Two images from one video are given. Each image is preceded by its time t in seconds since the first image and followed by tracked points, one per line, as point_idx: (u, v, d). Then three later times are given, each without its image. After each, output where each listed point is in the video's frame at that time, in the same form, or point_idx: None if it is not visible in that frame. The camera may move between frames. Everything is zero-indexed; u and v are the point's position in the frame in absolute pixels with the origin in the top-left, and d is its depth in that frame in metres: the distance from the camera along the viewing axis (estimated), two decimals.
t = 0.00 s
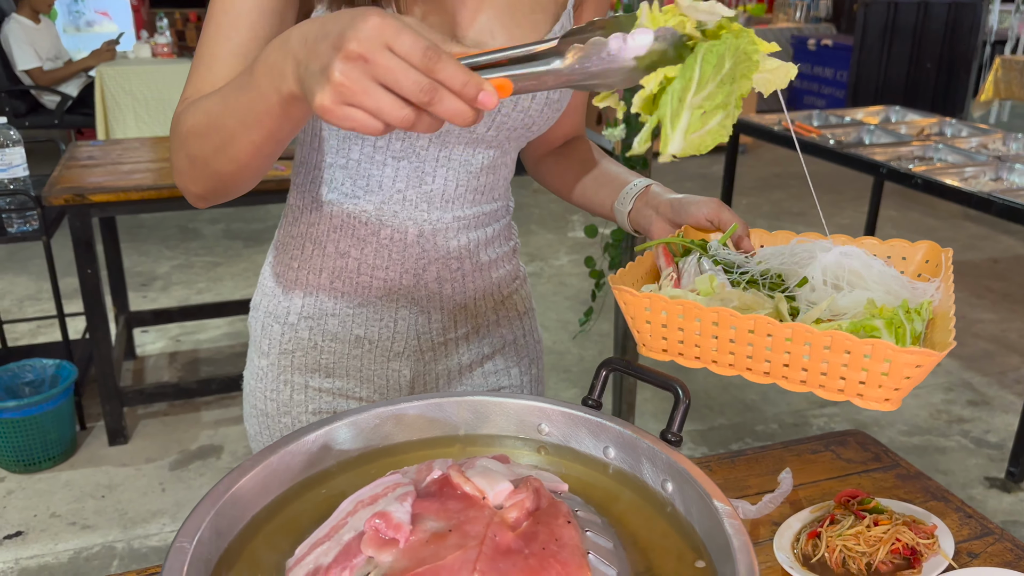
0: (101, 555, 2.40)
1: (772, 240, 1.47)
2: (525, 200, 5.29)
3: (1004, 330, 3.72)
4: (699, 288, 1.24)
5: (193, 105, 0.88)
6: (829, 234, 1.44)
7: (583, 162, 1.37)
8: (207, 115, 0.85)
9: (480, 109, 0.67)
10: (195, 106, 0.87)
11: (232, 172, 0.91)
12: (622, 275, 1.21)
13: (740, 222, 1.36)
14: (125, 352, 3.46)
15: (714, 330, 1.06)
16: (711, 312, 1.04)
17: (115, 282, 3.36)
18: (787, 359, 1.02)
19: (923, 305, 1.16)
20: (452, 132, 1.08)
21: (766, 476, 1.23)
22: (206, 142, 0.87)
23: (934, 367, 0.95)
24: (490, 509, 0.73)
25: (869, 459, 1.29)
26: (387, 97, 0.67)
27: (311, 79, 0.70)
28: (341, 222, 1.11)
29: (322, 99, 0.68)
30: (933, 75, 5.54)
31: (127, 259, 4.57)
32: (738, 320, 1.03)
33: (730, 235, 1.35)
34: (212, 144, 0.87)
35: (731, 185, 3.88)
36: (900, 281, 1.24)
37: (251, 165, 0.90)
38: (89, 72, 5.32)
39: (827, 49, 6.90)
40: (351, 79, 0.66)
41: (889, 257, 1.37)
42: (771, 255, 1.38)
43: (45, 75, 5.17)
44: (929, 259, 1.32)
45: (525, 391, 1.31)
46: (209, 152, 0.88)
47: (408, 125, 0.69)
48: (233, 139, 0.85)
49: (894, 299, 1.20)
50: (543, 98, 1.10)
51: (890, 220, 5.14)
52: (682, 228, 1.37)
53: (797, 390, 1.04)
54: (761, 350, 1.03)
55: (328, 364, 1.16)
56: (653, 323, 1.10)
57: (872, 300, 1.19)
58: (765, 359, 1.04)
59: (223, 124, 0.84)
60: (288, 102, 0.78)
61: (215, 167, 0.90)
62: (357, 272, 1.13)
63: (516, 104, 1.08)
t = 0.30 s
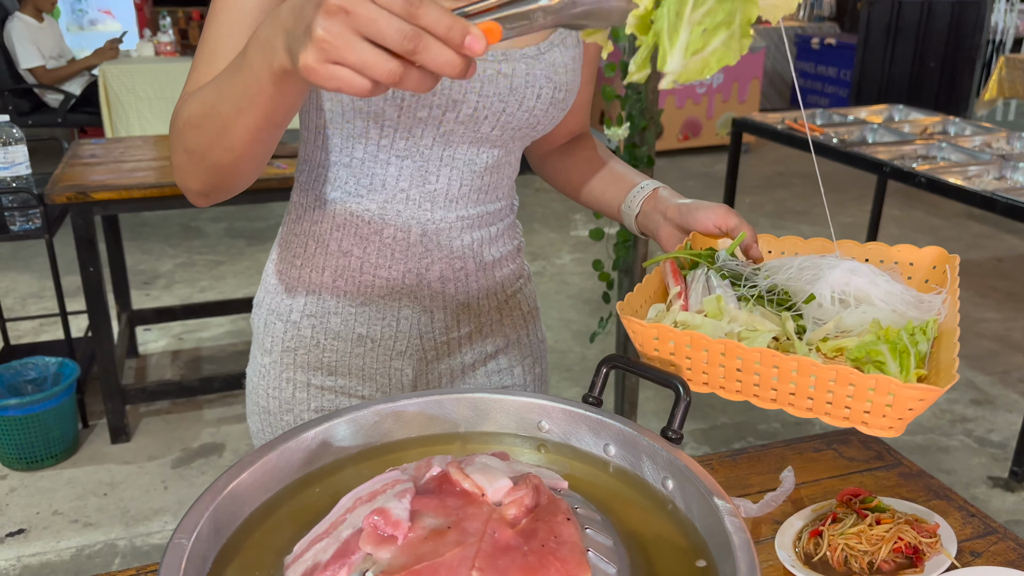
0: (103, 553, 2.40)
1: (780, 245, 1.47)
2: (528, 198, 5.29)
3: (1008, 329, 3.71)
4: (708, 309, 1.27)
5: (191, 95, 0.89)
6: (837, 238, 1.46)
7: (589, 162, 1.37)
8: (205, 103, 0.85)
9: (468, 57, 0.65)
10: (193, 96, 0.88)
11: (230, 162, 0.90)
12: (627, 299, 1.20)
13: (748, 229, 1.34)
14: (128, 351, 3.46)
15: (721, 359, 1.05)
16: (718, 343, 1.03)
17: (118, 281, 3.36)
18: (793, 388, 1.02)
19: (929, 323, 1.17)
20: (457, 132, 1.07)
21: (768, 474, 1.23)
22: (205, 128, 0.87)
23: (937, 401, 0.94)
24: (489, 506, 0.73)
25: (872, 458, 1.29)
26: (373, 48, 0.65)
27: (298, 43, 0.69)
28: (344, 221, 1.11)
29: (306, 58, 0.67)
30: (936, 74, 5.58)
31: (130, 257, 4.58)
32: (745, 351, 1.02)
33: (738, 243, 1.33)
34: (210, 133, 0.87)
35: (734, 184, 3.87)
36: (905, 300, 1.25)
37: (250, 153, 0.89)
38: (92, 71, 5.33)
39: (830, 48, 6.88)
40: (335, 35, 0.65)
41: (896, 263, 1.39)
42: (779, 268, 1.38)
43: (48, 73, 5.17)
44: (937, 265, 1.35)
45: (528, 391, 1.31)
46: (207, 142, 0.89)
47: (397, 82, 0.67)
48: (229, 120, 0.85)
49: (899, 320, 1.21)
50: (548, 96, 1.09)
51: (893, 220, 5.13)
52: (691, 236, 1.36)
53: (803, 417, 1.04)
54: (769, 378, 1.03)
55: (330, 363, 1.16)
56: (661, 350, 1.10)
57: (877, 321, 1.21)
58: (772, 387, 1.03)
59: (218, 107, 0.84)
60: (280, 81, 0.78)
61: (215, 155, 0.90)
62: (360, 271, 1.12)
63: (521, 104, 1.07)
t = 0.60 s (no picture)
0: (105, 552, 2.40)
1: (782, 257, 1.47)
2: (530, 198, 5.29)
3: (1010, 330, 3.71)
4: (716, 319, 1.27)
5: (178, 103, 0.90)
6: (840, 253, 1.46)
7: (591, 168, 1.37)
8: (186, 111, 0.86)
9: (402, 39, 0.62)
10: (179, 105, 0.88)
11: (215, 167, 0.90)
12: (639, 305, 1.21)
13: (751, 241, 1.34)
14: (131, 350, 3.47)
15: (733, 368, 1.05)
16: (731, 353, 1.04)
17: (121, 280, 3.37)
18: (803, 398, 1.02)
19: (934, 336, 1.20)
20: (462, 138, 1.07)
21: (768, 476, 1.23)
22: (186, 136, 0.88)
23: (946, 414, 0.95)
24: (490, 508, 0.73)
25: (872, 460, 1.30)
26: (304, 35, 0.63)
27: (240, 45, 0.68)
28: (348, 226, 1.11)
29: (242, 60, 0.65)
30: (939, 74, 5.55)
31: (133, 256, 4.59)
32: (757, 361, 1.03)
33: (741, 253, 1.33)
34: (194, 140, 0.88)
35: (737, 184, 3.88)
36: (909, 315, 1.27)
37: (232, 160, 0.89)
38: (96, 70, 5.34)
39: (833, 48, 6.88)
40: (262, 33, 0.63)
41: (896, 278, 1.40)
42: (785, 281, 1.38)
43: (51, 73, 5.16)
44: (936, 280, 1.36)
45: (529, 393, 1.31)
46: (194, 149, 0.89)
47: (334, 72, 0.65)
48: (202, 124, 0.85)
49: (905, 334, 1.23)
50: (554, 105, 1.09)
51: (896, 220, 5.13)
52: (694, 246, 1.36)
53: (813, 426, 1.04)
54: (779, 389, 1.04)
55: (333, 366, 1.16)
56: (673, 357, 1.10)
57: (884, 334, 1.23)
58: (782, 397, 1.04)
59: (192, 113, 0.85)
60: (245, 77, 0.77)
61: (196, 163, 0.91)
62: (364, 276, 1.13)
63: (528, 113, 1.07)
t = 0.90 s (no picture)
0: (108, 551, 2.41)
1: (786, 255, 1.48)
2: (533, 198, 5.29)
3: (1013, 330, 3.71)
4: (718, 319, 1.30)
5: (184, 105, 0.88)
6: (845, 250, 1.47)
7: (594, 169, 1.37)
8: (192, 119, 0.85)
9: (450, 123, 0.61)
10: (182, 109, 0.87)
11: (217, 176, 0.91)
12: (639, 304, 1.21)
13: (754, 239, 1.35)
14: (134, 349, 3.48)
15: (735, 368, 1.06)
16: (733, 352, 1.04)
17: (124, 279, 3.38)
18: (806, 399, 1.02)
19: (939, 335, 1.20)
20: (464, 139, 1.07)
21: (770, 476, 1.23)
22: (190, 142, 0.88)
23: (953, 413, 0.94)
24: (491, 508, 0.73)
25: (875, 460, 1.29)
26: (350, 100, 0.61)
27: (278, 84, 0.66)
28: (350, 227, 1.11)
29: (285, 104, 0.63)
30: (944, 74, 5.55)
31: (136, 255, 4.59)
32: (759, 359, 1.03)
33: (743, 253, 1.35)
34: (197, 148, 0.87)
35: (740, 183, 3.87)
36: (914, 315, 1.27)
37: (237, 170, 0.90)
38: (99, 69, 5.34)
39: (836, 48, 6.87)
40: (313, 84, 0.62)
41: (902, 275, 1.40)
42: (790, 278, 1.40)
43: (55, 72, 5.17)
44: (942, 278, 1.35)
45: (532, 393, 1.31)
46: (194, 156, 0.89)
47: (375, 135, 0.63)
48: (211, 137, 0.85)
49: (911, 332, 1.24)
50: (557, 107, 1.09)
51: (899, 221, 5.12)
52: (697, 245, 1.37)
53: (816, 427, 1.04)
54: (782, 389, 1.04)
55: (335, 367, 1.16)
56: (673, 357, 1.11)
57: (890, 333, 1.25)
58: (784, 396, 1.04)
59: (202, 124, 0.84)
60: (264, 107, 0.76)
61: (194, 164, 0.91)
62: (366, 276, 1.13)
63: (532, 115, 1.07)
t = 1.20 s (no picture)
0: (110, 549, 2.42)
1: (777, 247, 1.50)
2: (534, 198, 5.30)
3: (1015, 332, 3.70)
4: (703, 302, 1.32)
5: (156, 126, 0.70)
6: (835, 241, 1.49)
7: (590, 164, 1.35)
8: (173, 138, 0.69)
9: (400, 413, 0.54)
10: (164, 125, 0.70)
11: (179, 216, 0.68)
12: (624, 292, 1.22)
13: (745, 230, 1.36)
14: (136, 348, 3.49)
15: (718, 348, 1.08)
16: (715, 333, 1.07)
17: (126, 278, 3.39)
18: (788, 378, 1.04)
19: (924, 319, 1.23)
20: (464, 144, 1.08)
21: (768, 477, 1.23)
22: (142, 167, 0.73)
23: (929, 390, 0.98)
24: (487, 507, 0.74)
25: (873, 461, 1.30)
26: (303, 366, 0.52)
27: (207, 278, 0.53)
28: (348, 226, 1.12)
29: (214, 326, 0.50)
30: (945, 75, 5.57)
31: (138, 254, 4.61)
32: (741, 340, 1.06)
33: (735, 243, 1.35)
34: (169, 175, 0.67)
35: (741, 184, 3.88)
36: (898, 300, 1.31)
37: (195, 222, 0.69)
38: (102, 69, 5.36)
39: (839, 49, 6.87)
40: (261, 329, 0.50)
41: (891, 264, 1.42)
42: (778, 266, 1.43)
43: (58, 72, 5.19)
44: (930, 267, 1.37)
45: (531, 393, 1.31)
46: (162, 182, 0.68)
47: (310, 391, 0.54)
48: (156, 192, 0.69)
49: (894, 315, 1.26)
50: (556, 111, 1.10)
51: (900, 222, 5.12)
52: (688, 236, 1.38)
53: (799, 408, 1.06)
54: (763, 368, 1.06)
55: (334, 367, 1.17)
56: (658, 340, 1.13)
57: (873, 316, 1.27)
58: (767, 377, 1.06)
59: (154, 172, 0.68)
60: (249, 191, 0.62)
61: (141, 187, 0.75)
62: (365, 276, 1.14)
63: (530, 119, 1.07)
